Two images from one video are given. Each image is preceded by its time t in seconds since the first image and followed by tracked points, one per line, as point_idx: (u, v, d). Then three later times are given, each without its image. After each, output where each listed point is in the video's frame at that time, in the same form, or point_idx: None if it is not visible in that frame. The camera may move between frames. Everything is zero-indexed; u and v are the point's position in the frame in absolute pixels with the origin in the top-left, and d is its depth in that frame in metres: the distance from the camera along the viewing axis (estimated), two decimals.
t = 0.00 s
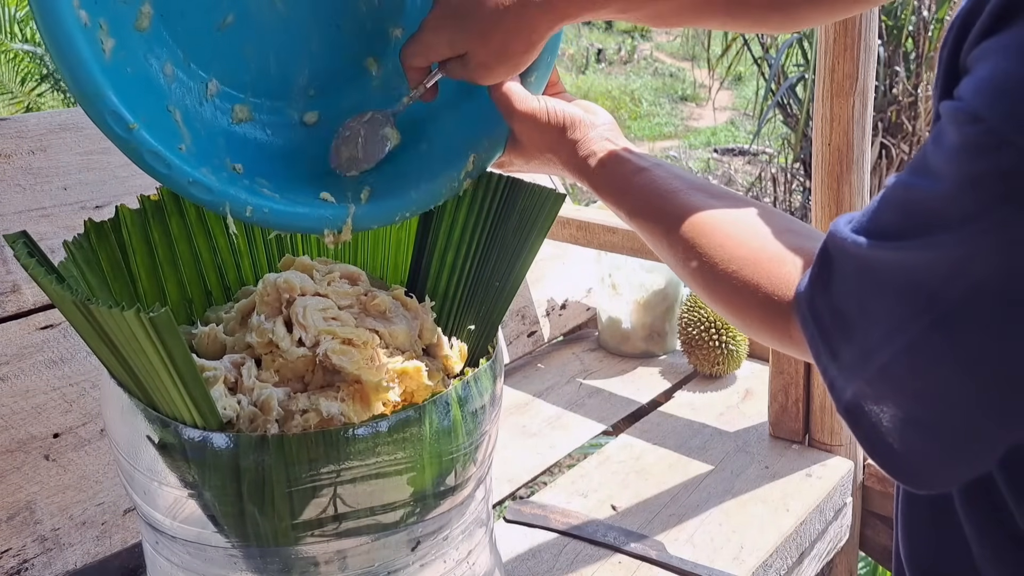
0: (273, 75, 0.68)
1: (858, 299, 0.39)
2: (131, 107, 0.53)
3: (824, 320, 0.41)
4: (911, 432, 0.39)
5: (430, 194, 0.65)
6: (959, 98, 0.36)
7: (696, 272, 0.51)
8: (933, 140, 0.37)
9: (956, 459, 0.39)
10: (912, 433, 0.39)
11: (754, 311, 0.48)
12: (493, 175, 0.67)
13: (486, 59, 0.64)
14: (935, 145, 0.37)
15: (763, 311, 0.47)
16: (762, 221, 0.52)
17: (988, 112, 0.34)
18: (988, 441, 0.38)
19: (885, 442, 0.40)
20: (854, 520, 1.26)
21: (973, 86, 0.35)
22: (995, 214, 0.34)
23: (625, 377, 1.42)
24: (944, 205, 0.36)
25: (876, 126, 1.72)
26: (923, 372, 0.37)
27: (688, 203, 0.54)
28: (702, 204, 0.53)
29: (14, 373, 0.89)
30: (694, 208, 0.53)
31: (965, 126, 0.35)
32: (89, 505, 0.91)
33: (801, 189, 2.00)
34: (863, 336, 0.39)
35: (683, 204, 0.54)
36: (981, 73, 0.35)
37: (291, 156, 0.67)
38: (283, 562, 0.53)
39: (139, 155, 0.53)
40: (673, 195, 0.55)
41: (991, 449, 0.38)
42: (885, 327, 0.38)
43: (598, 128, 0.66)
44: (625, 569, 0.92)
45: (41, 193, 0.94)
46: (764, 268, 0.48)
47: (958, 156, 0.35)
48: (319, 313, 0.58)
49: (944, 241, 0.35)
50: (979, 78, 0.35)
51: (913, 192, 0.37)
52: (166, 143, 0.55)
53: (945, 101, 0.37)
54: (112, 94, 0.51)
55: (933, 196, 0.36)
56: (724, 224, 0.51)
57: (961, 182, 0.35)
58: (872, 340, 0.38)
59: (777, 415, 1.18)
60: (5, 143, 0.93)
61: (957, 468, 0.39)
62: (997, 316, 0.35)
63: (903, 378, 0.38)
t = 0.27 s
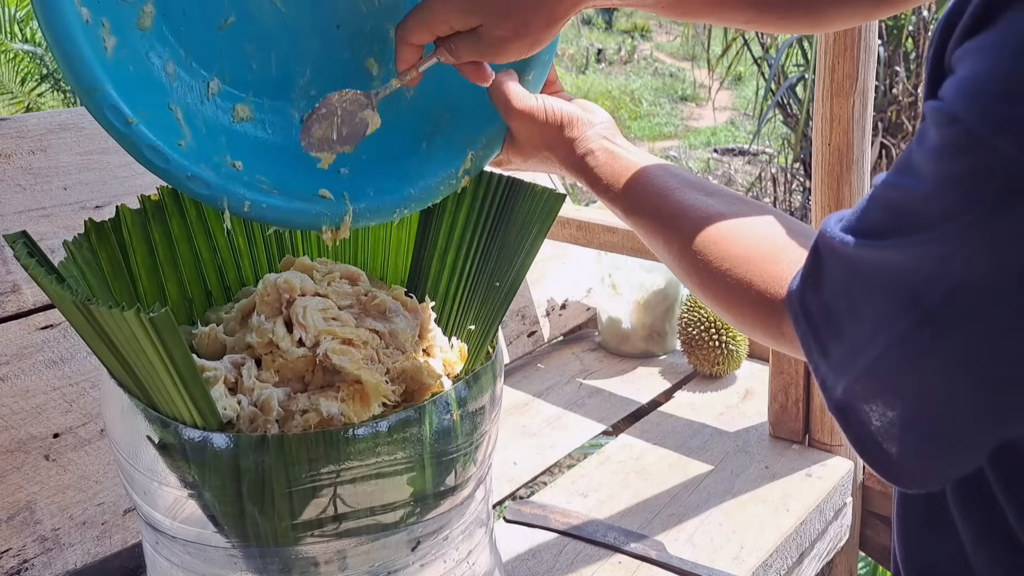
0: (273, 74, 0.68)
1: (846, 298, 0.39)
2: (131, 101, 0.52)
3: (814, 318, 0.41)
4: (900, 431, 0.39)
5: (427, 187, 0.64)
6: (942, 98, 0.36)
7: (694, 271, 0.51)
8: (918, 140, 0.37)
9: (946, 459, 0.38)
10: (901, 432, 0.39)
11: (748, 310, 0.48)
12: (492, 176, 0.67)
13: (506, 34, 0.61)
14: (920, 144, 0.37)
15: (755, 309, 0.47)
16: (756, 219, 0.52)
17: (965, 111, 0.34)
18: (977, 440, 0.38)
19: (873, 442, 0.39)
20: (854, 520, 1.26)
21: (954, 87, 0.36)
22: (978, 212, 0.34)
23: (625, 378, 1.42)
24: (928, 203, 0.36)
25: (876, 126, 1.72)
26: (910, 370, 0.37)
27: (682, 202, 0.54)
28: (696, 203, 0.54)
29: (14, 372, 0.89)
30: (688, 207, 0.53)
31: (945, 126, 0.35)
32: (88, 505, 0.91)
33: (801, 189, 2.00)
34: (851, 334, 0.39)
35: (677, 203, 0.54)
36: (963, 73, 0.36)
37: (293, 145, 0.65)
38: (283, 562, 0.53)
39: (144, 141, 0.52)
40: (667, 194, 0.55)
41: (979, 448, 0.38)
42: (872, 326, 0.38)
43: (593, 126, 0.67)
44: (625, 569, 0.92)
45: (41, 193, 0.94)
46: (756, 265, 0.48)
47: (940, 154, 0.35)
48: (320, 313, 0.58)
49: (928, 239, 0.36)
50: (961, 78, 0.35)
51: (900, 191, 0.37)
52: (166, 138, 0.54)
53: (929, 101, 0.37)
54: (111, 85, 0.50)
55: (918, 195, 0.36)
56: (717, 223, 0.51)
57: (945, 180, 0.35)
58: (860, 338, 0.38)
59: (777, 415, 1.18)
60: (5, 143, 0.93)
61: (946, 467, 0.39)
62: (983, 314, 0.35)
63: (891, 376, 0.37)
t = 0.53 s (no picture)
0: (274, 65, 0.68)
1: (839, 297, 0.39)
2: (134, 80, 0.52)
3: (808, 318, 0.41)
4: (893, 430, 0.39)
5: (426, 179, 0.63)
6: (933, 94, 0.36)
7: (694, 269, 0.51)
8: (909, 138, 0.37)
9: (938, 458, 0.39)
10: (894, 431, 0.39)
11: (748, 307, 0.48)
12: (492, 175, 0.67)
13: None
14: (911, 142, 0.37)
15: (754, 307, 0.47)
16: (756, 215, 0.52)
17: (955, 109, 0.34)
18: (968, 437, 0.38)
19: (867, 441, 0.40)
20: (855, 520, 1.26)
21: (946, 84, 0.35)
22: (970, 212, 0.34)
23: (626, 377, 1.42)
24: (919, 202, 0.35)
25: (876, 126, 1.72)
26: (903, 370, 0.37)
27: (681, 197, 0.54)
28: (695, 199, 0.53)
29: (14, 373, 0.89)
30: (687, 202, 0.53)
31: (938, 124, 0.35)
32: (88, 505, 0.90)
33: (801, 189, 2.00)
34: (844, 334, 0.39)
35: (678, 198, 0.54)
36: (953, 71, 0.35)
37: (287, 139, 0.67)
38: (283, 562, 0.53)
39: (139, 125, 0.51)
40: (667, 190, 0.55)
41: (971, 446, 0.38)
42: (865, 325, 0.38)
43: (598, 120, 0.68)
44: (625, 569, 0.92)
45: (42, 193, 0.94)
46: (755, 261, 0.48)
47: (930, 154, 0.35)
48: (319, 314, 0.58)
49: (918, 239, 0.35)
50: (950, 76, 0.35)
51: (890, 190, 0.37)
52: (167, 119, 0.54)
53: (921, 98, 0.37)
54: (114, 61, 0.50)
55: (909, 194, 0.36)
56: (716, 218, 0.51)
57: (935, 179, 0.35)
58: (853, 338, 0.38)
59: (777, 415, 1.18)
60: (5, 143, 0.93)
61: (939, 465, 0.39)
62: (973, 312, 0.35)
63: (883, 376, 0.38)
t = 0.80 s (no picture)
0: (267, 82, 0.67)
1: (834, 299, 0.39)
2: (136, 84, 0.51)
3: (802, 321, 0.41)
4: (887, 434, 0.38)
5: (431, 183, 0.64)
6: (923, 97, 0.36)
7: (691, 273, 0.51)
8: (901, 141, 0.37)
9: (934, 462, 0.38)
10: (889, 435, 0.38)
11: (745, 310, 0.48)
12: (492, 175, 0.67)
13: None
14: (902, 145, 0.37)
15: (750, 310, 0.47)
16: (753, 215, 0.52)
17: (943, 111, 0.34)
18: (964, 441, 0.37)
19: (862, 444, 0.39)
20: (855, 520, 1.26)
21: (934, 87, 0.35)
22: (959, 214, 0.34)
23: (626, 377, 1.42)
24: (910, 204, 0.35)
25: (876, 126, 1.72)
26: (896, 372, 0.37)
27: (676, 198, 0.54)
28: (691, 200, 0.53)
29: (14, 372, 0.90)
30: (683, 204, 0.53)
31: (926, 126, 0.35)
32: (88, 505, 0.90)
33: (801, 189, 2.00)
34: (839, 337, 0.39)
35: (673, 198, 0.54)
36: (942, 74, 0.35)
37: (286, 148, 0.65)
38: (283, 562, 0.53)
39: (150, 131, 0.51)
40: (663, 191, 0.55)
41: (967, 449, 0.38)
42: (859, 327, 0.38)
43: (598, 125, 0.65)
44: (625, 569, 0.92)
45: (42, 193, 0.94)
46: (752, 263, 0.48)
47: (920, 156, 0.35)
48: (318, 314, 0.58)
49: (910, 240, 0.35)
50: (939, 78, 0.35)
51: (881, 192, 0.37)
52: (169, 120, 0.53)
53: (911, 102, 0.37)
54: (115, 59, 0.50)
55: (900, 196, 0.36)
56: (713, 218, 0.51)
57: (926, 181, 0.35)
58: (847, 340, 0.38)
59: (777, 415, 1.18)
60: (5, 143, 0.93)
61: (934, 469, 0.38)
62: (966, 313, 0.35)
63: (877, 379, 0.37)
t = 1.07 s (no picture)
0: (269, 62, 0.65)
1: (826, 298, 0.39)
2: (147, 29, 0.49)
3: (796, 319, 0.41)
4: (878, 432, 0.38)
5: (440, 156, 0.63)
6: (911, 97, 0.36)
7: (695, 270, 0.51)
8: (889, 140, 0.37)
9: (925, 461, 0.38)
10: (880, 434, 0.38)
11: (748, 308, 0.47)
12: (493, 176, 0.67)
13: None
14: (891, 144, 0.37)
15: (747, 307, 0.48)
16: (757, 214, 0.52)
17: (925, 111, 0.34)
18: (955, 441, 0.37)
19: (852, 442, 0.39)
20: (855, 520, 1.26)
21: (919, 88, 0.35)
22: (944, 211, 0.34)
23: (626, 377, 1.42)
24: (896, 203, 0.35)
25: (876, 126, 1.73)
26: (883, 372, 0.36)
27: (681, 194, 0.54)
28: (695, 196, 0.54)
29: (14, 373, 0.90)
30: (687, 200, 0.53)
31: (910, 126, 0.35)
32: (88, 505, 0.90)
33: (801, 189, 2.00)
34: (831, 336, 0.39)
35: (679, 195, 0.54)
36: (927, 74, 0.35)
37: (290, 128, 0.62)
38: (283, 562, 0.53)
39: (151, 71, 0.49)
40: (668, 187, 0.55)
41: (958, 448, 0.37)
42: (849, 325, 0.38)
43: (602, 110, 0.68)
44: (624, 569, 0.92)
45: (42, 193, 0.94)
46: (751, 260, 0.48)
47: (905, 155, 0.35)
48: (317, 314, 0.58)
49: (895, 239, 0.35)
50: (925, 78, 0.35)
51: (870, 192, 0.37)
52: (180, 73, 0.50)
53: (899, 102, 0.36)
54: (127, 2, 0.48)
55: (887, 194, 0.36)
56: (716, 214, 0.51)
57: (910, 179, 0.35)
58: (837, 339, 0.38)
59: (777, 415, 1.18)
60: (5, 143, 0.93)
61: (926, 467, 0.38)
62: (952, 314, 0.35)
63: (865, 378, 0.37)
